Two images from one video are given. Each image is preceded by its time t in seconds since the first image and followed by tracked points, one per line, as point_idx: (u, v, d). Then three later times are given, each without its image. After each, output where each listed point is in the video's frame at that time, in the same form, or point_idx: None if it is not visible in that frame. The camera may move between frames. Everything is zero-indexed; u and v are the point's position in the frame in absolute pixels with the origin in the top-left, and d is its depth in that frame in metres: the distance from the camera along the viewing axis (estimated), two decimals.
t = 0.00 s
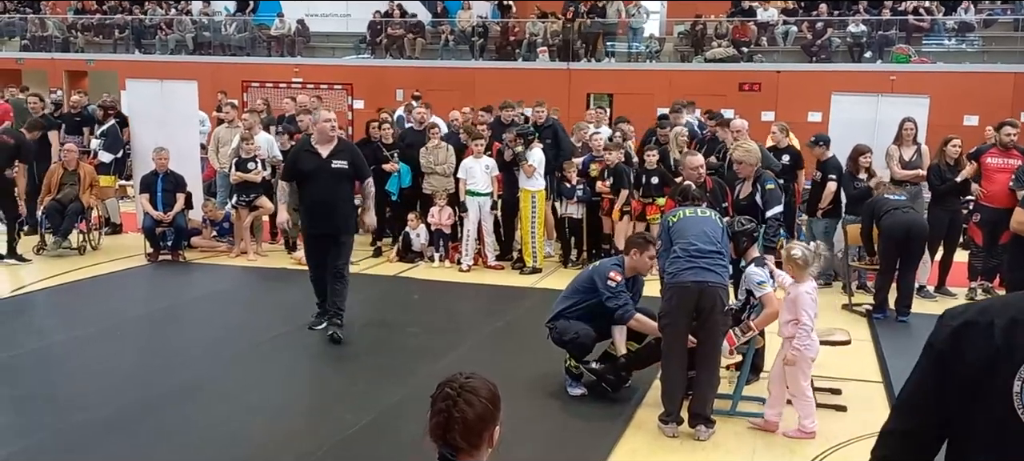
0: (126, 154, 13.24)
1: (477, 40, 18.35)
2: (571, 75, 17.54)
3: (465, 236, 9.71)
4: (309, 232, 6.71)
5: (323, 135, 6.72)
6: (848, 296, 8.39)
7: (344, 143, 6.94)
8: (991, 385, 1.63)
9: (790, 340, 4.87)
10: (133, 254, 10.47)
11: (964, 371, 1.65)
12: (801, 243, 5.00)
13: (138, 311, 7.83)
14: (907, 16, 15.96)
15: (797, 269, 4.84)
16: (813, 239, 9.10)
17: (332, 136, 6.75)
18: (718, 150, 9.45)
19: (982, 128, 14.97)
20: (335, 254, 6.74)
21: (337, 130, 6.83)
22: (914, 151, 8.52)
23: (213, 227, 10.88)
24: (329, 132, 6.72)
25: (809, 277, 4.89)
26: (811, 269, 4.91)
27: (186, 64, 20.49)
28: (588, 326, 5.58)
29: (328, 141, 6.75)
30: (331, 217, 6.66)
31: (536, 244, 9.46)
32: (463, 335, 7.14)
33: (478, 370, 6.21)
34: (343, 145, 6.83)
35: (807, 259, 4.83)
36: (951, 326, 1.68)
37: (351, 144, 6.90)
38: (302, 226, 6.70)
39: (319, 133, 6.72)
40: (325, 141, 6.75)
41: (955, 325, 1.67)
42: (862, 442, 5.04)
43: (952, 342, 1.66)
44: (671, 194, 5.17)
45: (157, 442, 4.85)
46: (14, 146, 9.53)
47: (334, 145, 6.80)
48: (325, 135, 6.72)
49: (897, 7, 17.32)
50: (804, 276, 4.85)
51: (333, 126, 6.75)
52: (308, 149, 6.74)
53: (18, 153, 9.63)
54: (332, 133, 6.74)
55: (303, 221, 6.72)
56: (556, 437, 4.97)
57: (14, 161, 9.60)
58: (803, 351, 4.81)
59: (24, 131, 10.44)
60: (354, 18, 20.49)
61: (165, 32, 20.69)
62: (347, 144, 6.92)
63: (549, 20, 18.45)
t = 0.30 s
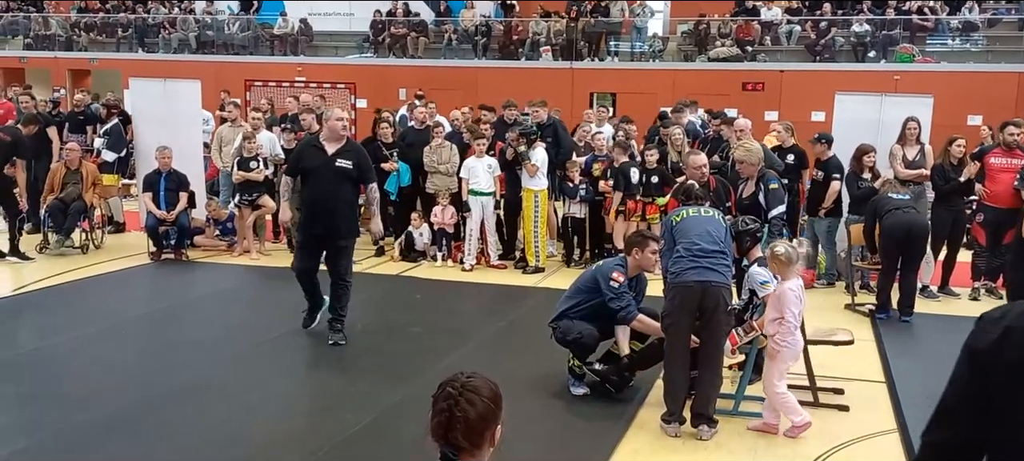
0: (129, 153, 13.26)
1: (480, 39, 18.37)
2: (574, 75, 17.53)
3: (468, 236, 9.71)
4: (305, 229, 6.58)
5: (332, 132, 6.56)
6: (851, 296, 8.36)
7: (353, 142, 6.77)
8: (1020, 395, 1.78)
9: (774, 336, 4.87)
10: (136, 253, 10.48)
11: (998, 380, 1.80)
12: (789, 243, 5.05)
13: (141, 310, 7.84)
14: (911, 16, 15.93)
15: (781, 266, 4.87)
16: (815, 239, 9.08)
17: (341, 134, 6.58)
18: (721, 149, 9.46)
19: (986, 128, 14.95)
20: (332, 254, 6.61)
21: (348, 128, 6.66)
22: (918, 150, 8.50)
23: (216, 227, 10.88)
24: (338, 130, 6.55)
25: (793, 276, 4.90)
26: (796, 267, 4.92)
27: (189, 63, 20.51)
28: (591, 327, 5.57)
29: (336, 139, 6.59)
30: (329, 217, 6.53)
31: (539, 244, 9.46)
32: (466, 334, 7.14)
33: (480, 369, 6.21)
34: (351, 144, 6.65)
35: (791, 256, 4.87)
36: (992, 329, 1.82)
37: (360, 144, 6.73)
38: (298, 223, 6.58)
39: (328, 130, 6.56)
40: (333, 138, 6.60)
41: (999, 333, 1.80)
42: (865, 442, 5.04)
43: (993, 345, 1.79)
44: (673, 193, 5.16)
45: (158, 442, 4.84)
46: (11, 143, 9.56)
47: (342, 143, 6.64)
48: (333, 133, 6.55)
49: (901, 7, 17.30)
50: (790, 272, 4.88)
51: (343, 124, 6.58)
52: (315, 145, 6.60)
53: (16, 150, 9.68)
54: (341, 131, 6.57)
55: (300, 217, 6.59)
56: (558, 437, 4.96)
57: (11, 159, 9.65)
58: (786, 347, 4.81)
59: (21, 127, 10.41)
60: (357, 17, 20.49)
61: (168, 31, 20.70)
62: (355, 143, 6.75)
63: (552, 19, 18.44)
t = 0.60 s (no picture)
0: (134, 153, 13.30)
1: (483, 39, 18.38)
2: (577, 75, 17.53)
3: (471, 236, 9.73)
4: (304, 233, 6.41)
5: (331, 133, 6.39)
6: (854, 297, 8.35)
7: (352, 143, 6.62)
8: None
9: (763, 333, 4.85)
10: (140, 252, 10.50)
11: None
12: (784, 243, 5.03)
13: (145, 309, 7.86)
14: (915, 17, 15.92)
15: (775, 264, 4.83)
16: (817, 239, 9.06)
17: (341, 135, 6.42)
18: (724, 150, 9.47)
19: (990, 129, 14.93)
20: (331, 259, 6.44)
21: (348, 129, 6.51)
22: (921, 152, 8.55)
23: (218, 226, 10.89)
24: (338, 131, 6.39)
25: (786, 274, 4.84)
26: (790, 265, 4.86)
27: (193, 63, 20.54)
28: (595, 328, 5.58)
29: (335, 141, 6.43)
30: (329, 221, 6.36)
31: (543, 244, 9.47)
32: (470, 334, 7.15)
33: (484, 368, 6.23)
34: (350, 146, 6.50)
35: (785, 254, 4.82)
36: None
37: (359, 146, 6.58)
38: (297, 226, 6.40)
39: (327, 131, 6.40)
40: (332, 139, 6.44)
41: None
42: (869, 443, 5.04)
43: None
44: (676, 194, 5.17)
45: (161, 441, 4.85)
46: (11, 143, 9.62)
47: (342, 145, 6.48)
48: (333, 134, 6.39)
49: (905, 8, 17.28)
50: (784, 270, 4.84)
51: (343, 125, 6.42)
52: (315, 147, 6.44)
53: (16, 149, 9.76)
54: (341, 133, 6.41)
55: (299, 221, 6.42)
56: (562, 437, 4.97)
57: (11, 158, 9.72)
58: (775, 344, 4.79)
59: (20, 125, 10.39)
60: (361, 17, 20.52)
61: (172, 31, 20.74)
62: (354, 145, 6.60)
63: (555, 19, 18.44)
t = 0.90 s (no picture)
0: (137, 152, 13.33)
1: (486, 39, 18.37)
2: (580, 76, 17.52)
3: (474, 236, 9.74)
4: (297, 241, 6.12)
5: (319, 135, 6.06)
6: (857, 298, 8.34)
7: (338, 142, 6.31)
8: None
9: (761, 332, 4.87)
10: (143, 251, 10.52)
11: None
12: (781, 242, 5.05)
13: (147, 308, 7.87)
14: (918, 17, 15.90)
15: (772, 262, 4.85)
16: (820, 239, 9.05)
17: (328, 137, 6.10)
18: (727, 150, 9.46)
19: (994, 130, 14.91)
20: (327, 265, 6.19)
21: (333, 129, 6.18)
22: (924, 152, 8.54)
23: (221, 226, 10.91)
24: (326, 132, 6.06)
25: (783, 271, 4.86)
26: (786, 262, 4.87)
27: (197, 63, 20.56)
28: (596, 328, 5.59)
29: (324, 143, 6.12)
30: (324, 227, 6.08)
31: (545, 244, 9.47)
32: (472, 334, 7.15)
33: (486, 368, 6.23)
34: (338, 146, 6.20)
35: (780, 251, 4.83)
36: None
37: (346, 145, 6.28)
38: (290, 236, 6.09)
39: (314, 133, 6.06)
40: (320, 141, 6.11)
41: None
42: (872, 443, 5.03)
43: None
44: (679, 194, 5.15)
45: (160, 441, 4.84)
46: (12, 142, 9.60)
47: (329, 146, 6.17)
48: (320, 136, 6.06)
49: (908, 9, 17.25)
50: (781, 268, 4.86)
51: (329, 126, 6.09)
52: (301, 150, 6.11)
53: (16, 148, 9.65)
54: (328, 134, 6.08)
55: (289, 229, 6.11)
56: (564, 437, 4.97)
57: (11, 157, 9.64)
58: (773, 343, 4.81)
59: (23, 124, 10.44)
60: (364, 17, 20.53)
61: (176, 31, 20.76)
62: (341, 144, 6.29)
63: (559, 19, 18.44)
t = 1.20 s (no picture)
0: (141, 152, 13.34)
1: (491, 39, 18.39)
2: (584, 75, 17.51)
3: (477, 235, 9.74)
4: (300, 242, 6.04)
5: (322, 135, 5.98)
6: (862, 298, 8.32)
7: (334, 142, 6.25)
8: None
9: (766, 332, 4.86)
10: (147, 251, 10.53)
11: None
12: (782, 241, 5.03)
13: (151, 308, 7.89)
14: (923, 17, 15.87)
15: (776, 261, 4.83)
16: (824, 240, 9.03)
17: (330, 136, 6.03)
18: (731, 150, 9.45)
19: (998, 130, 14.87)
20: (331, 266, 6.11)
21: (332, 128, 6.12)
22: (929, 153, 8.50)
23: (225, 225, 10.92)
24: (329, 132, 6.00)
25: (786, 270, 4.85)
26: (789, 262, 4.86)
27: (201, 62, 20.60)
28: (601, 329, 5.57)
29: (326, 142, 6.04)
30: (328, 228, 6.02)
31: (548, 244, 9.47)
32: (476, 333, 7.16)
33: (490, 368, 6.24)
34: (337, 146, 6.15)
35: (782, 252, 4.80)
36: None
37: (344, 144, 6.24)
38: (293, 237, 6.00)
39: (316, 132, 5.96)
40: (322, 140, 6.03)
41: None
42: (877, 444, 5.02)
43: None
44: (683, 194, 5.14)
45: (161, 441, 4.85)
46: (16, 141, 9.61)
47: (329, 146, 6.10)
48: (323, 135, 5.98)
49: (913, 9, 17.22)
50: (783, 268, 4.84)
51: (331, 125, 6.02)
52: (303, 150, 6.01)
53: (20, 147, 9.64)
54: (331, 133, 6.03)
55: (294, 231, 5.99)
56: (567, 437, 4.97)
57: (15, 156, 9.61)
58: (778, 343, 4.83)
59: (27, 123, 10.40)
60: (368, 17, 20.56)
61: (179, 30, 20.77)
62: (338, 144, 6.24)
63: (562, 19, 18.43)
